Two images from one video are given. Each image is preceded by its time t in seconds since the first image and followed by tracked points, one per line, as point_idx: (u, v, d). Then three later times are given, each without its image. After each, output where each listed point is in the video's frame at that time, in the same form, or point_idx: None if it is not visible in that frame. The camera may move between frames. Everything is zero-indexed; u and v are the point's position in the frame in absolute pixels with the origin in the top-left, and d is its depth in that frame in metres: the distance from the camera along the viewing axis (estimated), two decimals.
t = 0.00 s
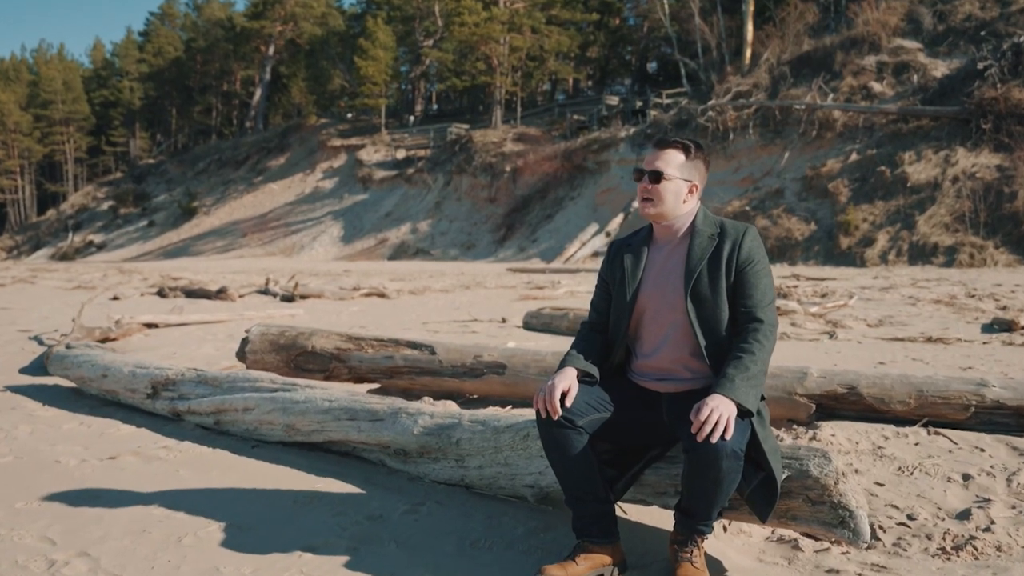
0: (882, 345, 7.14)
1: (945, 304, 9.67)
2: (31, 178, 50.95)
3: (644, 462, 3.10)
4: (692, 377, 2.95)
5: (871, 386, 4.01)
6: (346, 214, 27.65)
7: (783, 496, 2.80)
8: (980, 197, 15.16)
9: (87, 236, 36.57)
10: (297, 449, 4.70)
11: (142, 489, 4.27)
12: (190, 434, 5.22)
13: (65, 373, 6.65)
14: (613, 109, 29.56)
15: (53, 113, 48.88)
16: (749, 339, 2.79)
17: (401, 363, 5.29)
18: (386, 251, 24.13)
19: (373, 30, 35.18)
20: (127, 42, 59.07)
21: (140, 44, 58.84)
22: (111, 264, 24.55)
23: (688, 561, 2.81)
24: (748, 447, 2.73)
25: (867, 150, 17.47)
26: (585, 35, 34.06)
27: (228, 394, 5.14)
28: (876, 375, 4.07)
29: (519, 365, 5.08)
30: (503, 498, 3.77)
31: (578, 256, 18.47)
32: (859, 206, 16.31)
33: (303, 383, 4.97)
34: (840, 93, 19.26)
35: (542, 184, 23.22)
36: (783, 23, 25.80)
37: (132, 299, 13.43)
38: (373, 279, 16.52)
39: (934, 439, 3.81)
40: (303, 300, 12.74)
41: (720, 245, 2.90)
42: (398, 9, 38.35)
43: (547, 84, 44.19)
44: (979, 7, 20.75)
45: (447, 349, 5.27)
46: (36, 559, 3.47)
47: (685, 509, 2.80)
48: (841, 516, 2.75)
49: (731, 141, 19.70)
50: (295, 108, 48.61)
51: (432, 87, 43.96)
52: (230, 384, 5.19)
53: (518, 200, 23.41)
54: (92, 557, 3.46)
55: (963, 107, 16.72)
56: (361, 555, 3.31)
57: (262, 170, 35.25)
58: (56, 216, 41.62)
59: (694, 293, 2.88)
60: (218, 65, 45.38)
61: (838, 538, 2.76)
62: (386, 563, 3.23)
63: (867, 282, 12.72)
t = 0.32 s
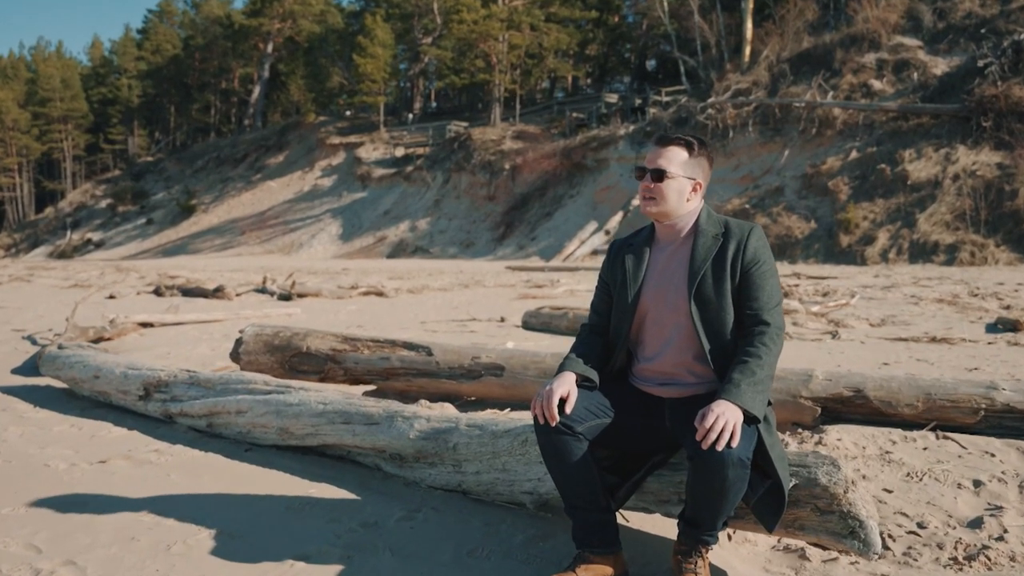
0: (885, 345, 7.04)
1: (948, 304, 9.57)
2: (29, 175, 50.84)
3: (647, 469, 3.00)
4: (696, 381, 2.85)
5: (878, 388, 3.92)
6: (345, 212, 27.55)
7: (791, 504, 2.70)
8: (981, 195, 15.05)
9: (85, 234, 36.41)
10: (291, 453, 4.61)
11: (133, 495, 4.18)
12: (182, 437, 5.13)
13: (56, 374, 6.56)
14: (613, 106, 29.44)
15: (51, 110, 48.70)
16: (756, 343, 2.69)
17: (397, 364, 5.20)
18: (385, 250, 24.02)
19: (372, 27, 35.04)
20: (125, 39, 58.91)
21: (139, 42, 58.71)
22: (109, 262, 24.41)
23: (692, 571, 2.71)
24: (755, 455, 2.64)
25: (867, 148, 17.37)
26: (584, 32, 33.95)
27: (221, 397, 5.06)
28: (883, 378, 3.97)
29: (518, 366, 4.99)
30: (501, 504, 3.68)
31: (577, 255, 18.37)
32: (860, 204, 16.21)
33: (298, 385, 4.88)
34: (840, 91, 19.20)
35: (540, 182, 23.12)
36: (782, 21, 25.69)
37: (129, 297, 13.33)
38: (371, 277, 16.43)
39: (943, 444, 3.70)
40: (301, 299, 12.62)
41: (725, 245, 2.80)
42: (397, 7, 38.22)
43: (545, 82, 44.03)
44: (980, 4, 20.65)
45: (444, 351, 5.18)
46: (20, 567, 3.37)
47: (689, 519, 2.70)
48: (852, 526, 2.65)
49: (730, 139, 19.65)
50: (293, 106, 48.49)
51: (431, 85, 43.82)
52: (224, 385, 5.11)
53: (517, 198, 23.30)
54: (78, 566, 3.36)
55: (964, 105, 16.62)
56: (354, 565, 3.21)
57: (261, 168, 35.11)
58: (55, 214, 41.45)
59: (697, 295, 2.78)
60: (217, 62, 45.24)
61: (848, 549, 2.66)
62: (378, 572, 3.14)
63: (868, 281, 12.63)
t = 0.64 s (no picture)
0: (888, 346, 6.96)
1: (950, 303, 9.50)
2: (26, 173, 50.67)
3: (649, 477, 2.91)
4: (699, 387, 2.76)
5: (884, 391, 3.83)
6: (343, 210, 27.46)
7: (799, 514, 2.61)
8: (981, 194, 14.97)
9: (82, 232, 36.28)
10: (285, 457, 4.53)
11: (122, 501, 4.08)
12: (175, 439, 5.04)
13: (47, 375, 6.45)
14: (611, 104, 29.31)
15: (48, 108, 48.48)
16: (761, 346, 2.60)
17: (394, 366, 5.12)
18: (383, 248, 23.91)
19: (369, 25, 34.90)
20: (122, 37, 58.69)
21: (136, 40, 58.50)
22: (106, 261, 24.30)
23: None
24: (761, 463, 2.55)
25: (866, 146, 17.29)
26: (582, 30, 33.85)
27: (213, 399, 4.97)
28: (890, 381, 3.88)
29: (515, 368, 4.90)
30: (499, 511, 3.59)
31: (576, 253, 18.28)
32: (859, 202, 16.12)
33: (291, 388, 4.79)
34: (839, 89, 19.12)
35: (539, 179, 23.02)
36: (781, 18, 25.58)
37: (125, 296, 13.22)
38: (369, 276, 16.33)
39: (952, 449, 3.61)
40: (298, 298, 12.52)
41: (728, 246, 2.71)
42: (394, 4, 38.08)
43: (543, 80, 43.89)
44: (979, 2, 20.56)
45: (441, 353, 5.09)
46: None
47: (693, 529, 2.60)
48: (862, 538, 2.56)
49: (729, 137, 19.57)
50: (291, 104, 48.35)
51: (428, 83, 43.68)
52: (216, 388, 5.02)
53: (515, 195, 23.20)
54: None
55: (963, 102, 16.53)
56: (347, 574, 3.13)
57: (258, 166, 34.96)
58: (52, 212, 41.24)
59: (701, 297, 2.69)
60: (214, 60, 45.05)
61: (858, 561, 2.57)
62: None
63: (868, 279, 12.55)
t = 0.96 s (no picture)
0: (889, 347, 6.89)
1: (950, 303, 9.44)
2: (20, 172, 50.43)
3: (652, 486, 2.83)
4: (705, 395, 2.67)
5: (890, 396, 3.76)
6: (338, 208, 27.38)
7: (808, 526, 2.53)
8: (978, 193, 14.90)
9: (77, 230, 36.12)
10: (278, 462, 4.44)
11: (110, 508, 3.97)
12: (166, 444, 4.94)
13: (37, 377, 6.34)
14: (607, 102, 29.19)
15: (42, 106, 48.24)
16: (770, 353, 2.51)
17: (389, 369, 5.03)
18: (378, 247, 23.79)
19: (365, 23, 34.79)
20: (116, 35, 58.40)
21: (130, 38, 58.25)
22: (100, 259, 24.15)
23: None
24: (769, 474, 2.46)
25: (863, 145, 17.23)
26: (578, 28, 33.80)
27: (205, 403, 4.88)
28: (896, 386, 3.81)
29: (513, 371, 4.81)
30: (497, 519, 3.50)
31: (572, 252, 18.19)
32: (855, 201, 16.05)
33: (284, 392, 4.70)
34: (836, 88, 19.07)
35: (534, 178, 22.93)
36: (777, 16, 25.50)
37: (118, 296, 13.10)
38: (364, 275, 16.23)
39: (960, 454, 3.52)
40: (292, 298, 12.42)
41: (735, 249, 2.62)
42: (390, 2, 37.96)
43: (538, 78, 43.78)
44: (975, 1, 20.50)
45: (437, 355, 5.00)
46: None
47: (699, 541, 2.52)
48: (874, 550, 2.47)
49: (725, 135, 19.50)
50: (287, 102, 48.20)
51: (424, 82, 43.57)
52: (208, 391, 4.94)
53: (511, 194, 23.11)
54: None
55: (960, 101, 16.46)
56: None
57: (253, 164, 34.83)
58: (46, 210, 41.02)
59: (708, 302, 2.60)
60: (209, 58, 44.87)
61: None
62: None
63: (866, 279, 12.49)
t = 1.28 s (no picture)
0: (886, 348, 6.81)
1: (944, 303, 9.39)
2: (8, 171, 50.05)
3: (654, 496, 2.75)
4: (709, 403, 2.60)
5: (893, 401, 3.70)
6: (329, 208, 27.25)
7: (815, 538, 2.47)
8: (969, 192, 14.88)
9: (65, 230, 35.82)
10: (268, 469, 4.35)
11: (96, 517, 3.87)
12: (153, 450, 4.84)
13: (22, 381, 6.22)
14: (598, 101, 29.07)
15: (30, 105, 47.85)
16: (776, 360, 2.45)
17: (382, 373, 4.94)
18: (369, 246, 23.65)
19: (356, 22, 34.61)
20: (105, 33, 58.00)
21: (119, 36, 57.89)
22: (88, 258, 23.96)
23: None
24: (776, 485, 2.39)
25: (854, 145, 17.21)
26: (569, 28, 33.69)
27: (193, 408, 4.79)
28: (898, 391, 3.75)
29: (508, 376, 4.73)
30: (493, 529, 3.42)
31: (563, 252, 18.09)
32: (846, 201, 16.02)
33: (275, 397, 4.61)
34: (827, 87, 19.05)
35: (526, 177, 22.85)
36: (768, 16, 25.46)
37: (106, 296, 12.94)
38: (355, 274, 16.11)
39: (965, 461, 3.44)
40: (282, 298, 12.30)
41: (741, 254, 2.55)
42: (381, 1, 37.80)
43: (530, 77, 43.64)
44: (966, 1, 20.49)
45: (430, 359, 4.91)
46: None
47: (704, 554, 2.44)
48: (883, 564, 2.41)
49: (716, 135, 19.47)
50: (277, 101, 47.94)
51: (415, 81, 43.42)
52: (197, 396, 4.84)
53: (502, 194, 23.01)
54: None
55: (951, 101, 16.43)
56: None
57: (243, 164, 34.62)
58: (34, 209, 40.67)
59: (713, 307, 2.53)
60: (199, 56, 44.60)
61: None
62: None
63: (858, 279, 12.46)
